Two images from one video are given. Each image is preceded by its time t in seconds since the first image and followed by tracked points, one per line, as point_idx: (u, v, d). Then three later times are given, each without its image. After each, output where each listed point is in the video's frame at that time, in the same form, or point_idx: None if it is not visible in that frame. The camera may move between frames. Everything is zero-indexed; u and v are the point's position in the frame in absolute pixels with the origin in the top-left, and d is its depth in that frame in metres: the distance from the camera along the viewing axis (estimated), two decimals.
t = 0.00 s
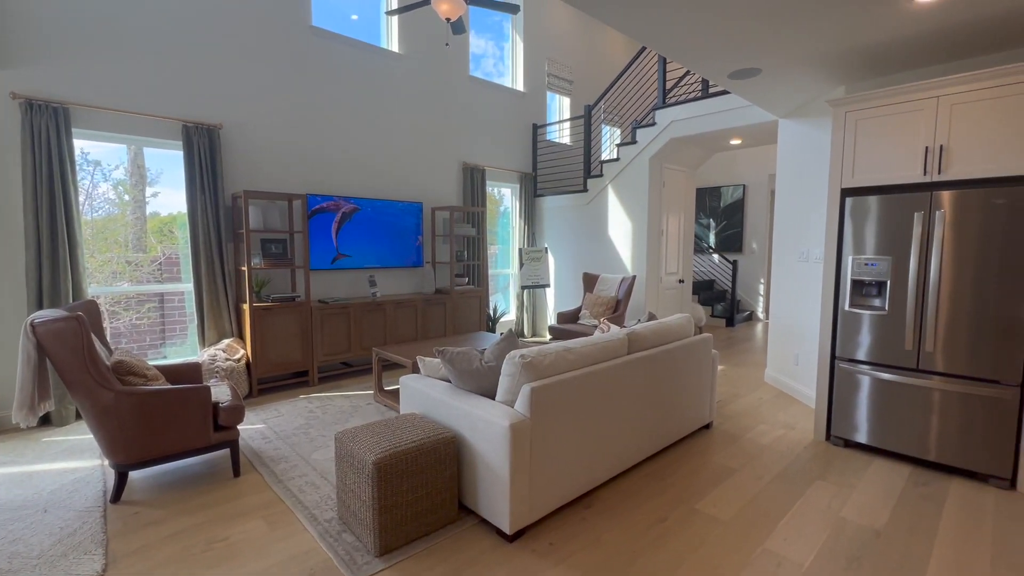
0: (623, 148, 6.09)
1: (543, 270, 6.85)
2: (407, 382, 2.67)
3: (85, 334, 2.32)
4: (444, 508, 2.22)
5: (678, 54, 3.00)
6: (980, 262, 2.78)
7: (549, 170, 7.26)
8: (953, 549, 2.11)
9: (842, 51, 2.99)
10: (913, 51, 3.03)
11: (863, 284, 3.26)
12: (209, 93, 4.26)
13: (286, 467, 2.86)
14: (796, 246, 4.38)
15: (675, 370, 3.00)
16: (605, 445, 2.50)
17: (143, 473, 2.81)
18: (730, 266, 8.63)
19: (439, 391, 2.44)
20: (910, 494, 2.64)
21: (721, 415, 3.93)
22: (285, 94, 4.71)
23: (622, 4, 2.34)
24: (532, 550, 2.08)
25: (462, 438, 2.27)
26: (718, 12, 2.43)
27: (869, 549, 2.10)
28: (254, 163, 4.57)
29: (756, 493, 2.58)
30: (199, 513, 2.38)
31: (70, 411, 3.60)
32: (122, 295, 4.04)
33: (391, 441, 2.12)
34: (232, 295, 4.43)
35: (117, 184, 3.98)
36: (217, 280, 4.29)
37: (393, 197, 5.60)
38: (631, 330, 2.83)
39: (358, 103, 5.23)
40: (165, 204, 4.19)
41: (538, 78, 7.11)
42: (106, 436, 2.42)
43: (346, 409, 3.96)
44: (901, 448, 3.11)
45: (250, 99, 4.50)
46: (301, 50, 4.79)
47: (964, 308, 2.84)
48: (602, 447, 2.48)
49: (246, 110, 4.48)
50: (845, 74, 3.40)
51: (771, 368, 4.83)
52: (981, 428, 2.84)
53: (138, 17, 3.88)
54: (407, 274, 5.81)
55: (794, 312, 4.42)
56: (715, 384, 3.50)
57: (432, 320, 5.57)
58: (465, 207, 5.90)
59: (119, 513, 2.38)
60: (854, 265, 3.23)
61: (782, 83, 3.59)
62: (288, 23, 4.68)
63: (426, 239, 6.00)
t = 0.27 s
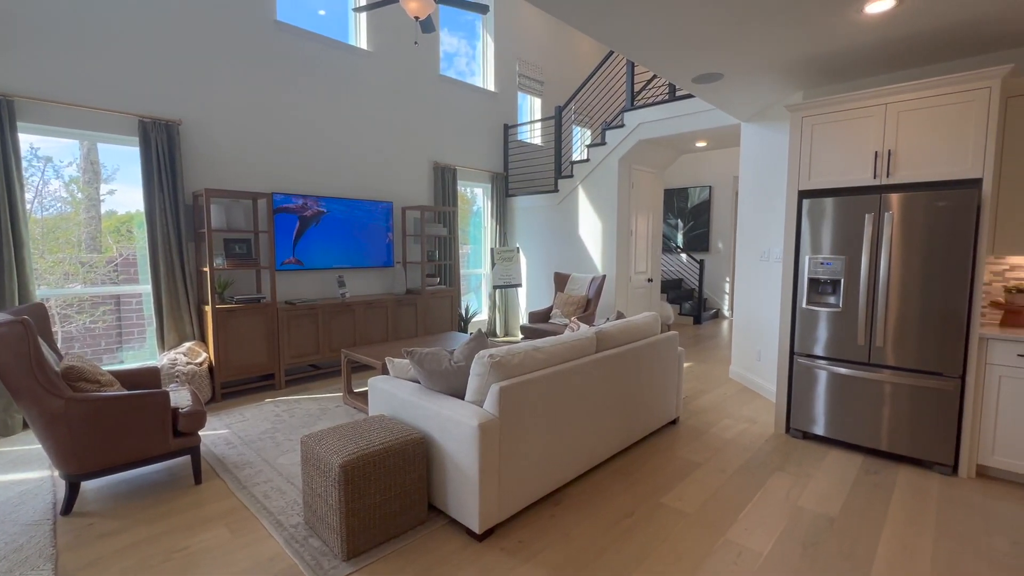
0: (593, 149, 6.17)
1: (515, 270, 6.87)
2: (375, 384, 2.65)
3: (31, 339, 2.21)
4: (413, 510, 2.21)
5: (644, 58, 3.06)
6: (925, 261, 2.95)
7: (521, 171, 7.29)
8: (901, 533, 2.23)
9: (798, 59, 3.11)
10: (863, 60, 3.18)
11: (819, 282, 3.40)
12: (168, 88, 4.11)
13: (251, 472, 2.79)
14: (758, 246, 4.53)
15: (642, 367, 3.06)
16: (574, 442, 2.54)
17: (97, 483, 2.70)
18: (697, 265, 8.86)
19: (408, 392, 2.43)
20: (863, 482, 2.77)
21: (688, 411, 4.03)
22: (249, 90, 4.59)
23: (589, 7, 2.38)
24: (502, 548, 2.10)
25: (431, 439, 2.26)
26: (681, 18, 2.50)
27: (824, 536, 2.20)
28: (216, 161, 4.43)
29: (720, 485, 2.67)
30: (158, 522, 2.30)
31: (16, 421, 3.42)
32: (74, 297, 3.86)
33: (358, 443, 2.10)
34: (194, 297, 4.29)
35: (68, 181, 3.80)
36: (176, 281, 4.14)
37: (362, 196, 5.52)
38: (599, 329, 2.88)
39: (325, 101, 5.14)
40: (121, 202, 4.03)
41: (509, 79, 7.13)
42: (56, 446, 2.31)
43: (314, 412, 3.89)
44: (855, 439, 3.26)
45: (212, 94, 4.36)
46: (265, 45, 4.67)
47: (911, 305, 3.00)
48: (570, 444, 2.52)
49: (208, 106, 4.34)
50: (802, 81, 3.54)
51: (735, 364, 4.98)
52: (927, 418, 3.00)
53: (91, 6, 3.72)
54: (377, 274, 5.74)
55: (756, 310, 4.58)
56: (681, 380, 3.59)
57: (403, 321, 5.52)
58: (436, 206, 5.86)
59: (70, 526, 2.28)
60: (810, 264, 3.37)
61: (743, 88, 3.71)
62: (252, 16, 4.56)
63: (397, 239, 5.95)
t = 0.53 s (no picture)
0: (565, 150, 6.21)
1: (489, 270, 6.87)
2: (344, 385, 2.61)
3: None
4: (383, 512, 2.19)
5: (613, 60, 3.10)
6: (879, 259, 3.08)
7: (494, 170, 7.29)
8: (857, 520, 2.33)
9: (761, 64, 3.21)
10: (822, 66, 3.30)
11: (781, 281, 3.52)
12: (125, 81, 3.95)
13: (214, 479, 2.71)
14: (724, 245, 4.65)
15: (612, 365, 3.11)
16: (545, 440, 2.56)
17: (49, 494, 2.58)
18: (668, 264, 9.03)
19: (377, 393, 2.41)
20: (822, 473, 2.88)
21: (657, 407, 4.11)
22: (212, 84, 4.44)
23: (559, 9, 2.40)
24: (473, 547, 2.10)
25: (401, 440, 2.25)
26: (649, 21, 2.54)
27: (785, 525, 2.28)
28: (177, 158, 4.28)
29: (687, 479, 2.73)
30: (115, 533, 2.21)
31: None
32: (24, 300, 3.68)
33: (326, 446, 2.07)
34: (154, 299, 4.13)
35: (16, 177, 3.61)
36: (135, 283, 3.99)
37: (332, 195, 5.42)
38: (570, 328, 2.91)
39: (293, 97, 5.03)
40: (75, 200, 3.85)
41: (481, 78, 7.12)
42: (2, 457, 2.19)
43: (282, 416, 3.80)
44: (816, 431, 3.38)
45: (173, 89, 4.21)
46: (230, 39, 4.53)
47: (866, 301, 3.14)
48: (541, 442, 2.54)
49: (167, 100, 4.18)
50: (765, 85, 3.65)
51: (703, 361, 5.10)
52: (881, 410, 3.14)
53: None
54: (348, 274, 5.65)
55: (722, 308, 4.70)
56: (650, 377, 3.65)
57: (375, 321, 5.45)
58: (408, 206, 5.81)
59: (19, 540, 2.17)
60: (773, 263, 3.48)
61: (709, 92, 3.80)
62: (215, 9, 4.42)
63: (368, 238, 5.87)
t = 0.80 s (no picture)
0: (538, 150, 6.24)
1: (462, 270, 6.84)
2: (312, 388, 2.56)
3: None
4: (352, 516, 2.15)
5: (584, 61, 3.12)
6: (837, 259, 3.20)
7: (466, 170, 7.27)
8: (817, 511, 2.42)
9: (726, 69, 3.30)
10: (783, 72, 3.41)
11: (746, 280, 3.62)
12: (78, 73, 3.78)
13: (176, 487, 2.62)
14: (692, 245, 4.76)
15: (583, 363, 3.14)
16: (517, 439, 2.57)
17: None
18: (640, 264, 9.18)
19: (346, 396, 2.37)
20: (785, 466, 2.98)
21: (628, 405, 4.17)
22: (172, 79, 4.29)
23: (529, 10, 2.41)
24: (444, 549, 2.09)
25: (371, 443, 2.22)
26: (618, 24, 2.57)
27: (749, 517, 2.35)
28: (135, 154, 4.12)
29: (656, 474, 2.79)
30: (68, 547, 2.11)
31: None
32: None
33: (292, 451, 2.02)
34: (111, 301, 3.96)
35: None
36: (90, 284, 3.81)
37: (300, 193, 5.31)
38: (542, 327, 2.93)
39: (259, 93, 4.90)
40: (24, 197, 3.66)
41: (454, 77, 7.08)
42: None
43: (249, 420, 3.70)
44: (779, 425, 3.50)
45: (131, 82, 4.05)
46: (191, 31, 4.38)
47: (826, 299, 3.26)
48: (513, 441, 2.55)
49: (124, 94, 4.02)
50: (730, 89, 3.75)
51: (674, 359, 5.21)
52: (840, 403, 3.27)
53: None
54: (317, 274, 5.54)
55: (691, 306, 4.81)
56: (621, 375, 3.70)
57: (345, 322, 5.36)
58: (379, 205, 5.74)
59: None
60: (739, 263, 3.57)
61: (678, 94, 3.87)
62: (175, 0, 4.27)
63: (338, 238, 5.77)
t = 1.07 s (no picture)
0: (510, 149, 6.25)
1: (435, 270, 6.78)
2: (278, 392, 2.49)
3: None
4: (321, 522, 2.11)
5: (554, 62, 3.14)
6: (798, 258, 3.32)
7: (439, 169, 7.22)
8: (779, 502, 2.50)
9: (693, 73, 3.38)
10: (747, 77, 3.51)
11: (713, 279, 3.71)
12: (25, 64, 3.59)
13: (133, 497, 2.51)
14: (662, 245, 4.85)
15: (555, 362, 3.16)
16: (489, 438, 2.57)
17: None
18: (612, 263, 9.30)
19: (314, 399, 2.32)
20: (750, 459, 3.07)
21: (600, 403, 4.22)
22: (129, 71, 4.12)
23: (499, 10, 2.41)
24: (415, 551, 2.07)
25: (340, 446, 2.18)
26: (588, 26, 2.60)
27: (716, 509, 2.42)
28: (89, 149, 3.94)
29: (627, 471, 2.83)
30: (14, 564, 2.00)
31: None
32: None
33: (257, 456, 1.97)
34: (63, 304, 3.78)
35: None
36: (39, 286, 3.63)
37: (266, 192, 5.17)
38: (514, 326, 2.94)
39: (222, 88, 4.75)
40: None
41: (425, 75, 7.02)
42: None
43: (213, 426, 3.58)
44: (745, 420, 3.60)
45: (83, 74, 3.87)
46: (150, 22, 4.21)
47: (788, 297, 3.37)
48: (485, 440, 2.55)
49: (76, 86, 3.84)
50: (697, 92, 3.84)
51: (644, 356, 5.30)
52: (801, 397, 3.39)
53: None
54: (285, 275, 5.41)
55: (660, 305, 4.90)
56: (593, 373, 3.74)
57: (315, 323, 5.25)
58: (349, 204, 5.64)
59: None
60: (705, 262, 3.66)
61: (647, 97, 3.94)
62: None
63: (307, 238, 5.65)
